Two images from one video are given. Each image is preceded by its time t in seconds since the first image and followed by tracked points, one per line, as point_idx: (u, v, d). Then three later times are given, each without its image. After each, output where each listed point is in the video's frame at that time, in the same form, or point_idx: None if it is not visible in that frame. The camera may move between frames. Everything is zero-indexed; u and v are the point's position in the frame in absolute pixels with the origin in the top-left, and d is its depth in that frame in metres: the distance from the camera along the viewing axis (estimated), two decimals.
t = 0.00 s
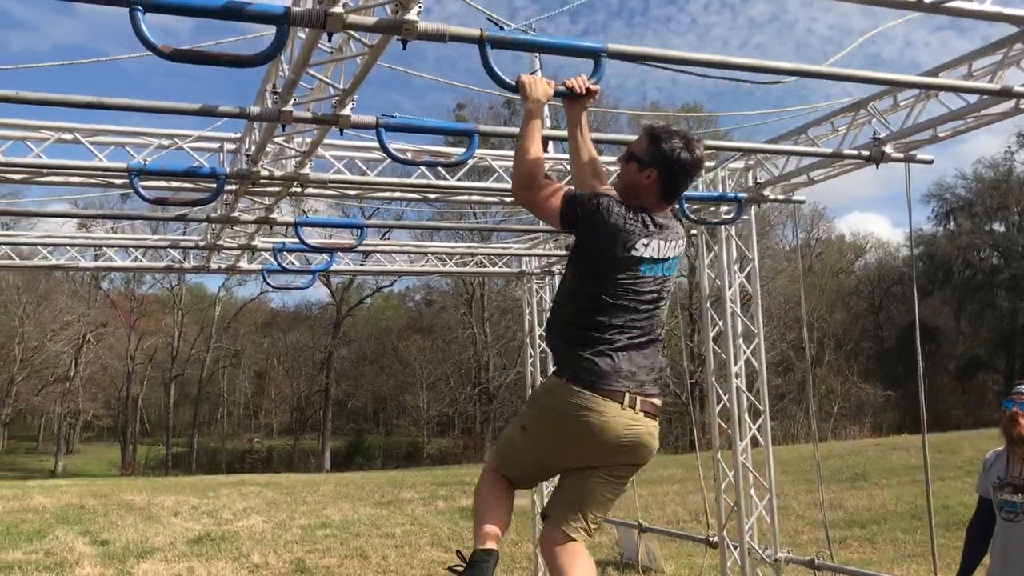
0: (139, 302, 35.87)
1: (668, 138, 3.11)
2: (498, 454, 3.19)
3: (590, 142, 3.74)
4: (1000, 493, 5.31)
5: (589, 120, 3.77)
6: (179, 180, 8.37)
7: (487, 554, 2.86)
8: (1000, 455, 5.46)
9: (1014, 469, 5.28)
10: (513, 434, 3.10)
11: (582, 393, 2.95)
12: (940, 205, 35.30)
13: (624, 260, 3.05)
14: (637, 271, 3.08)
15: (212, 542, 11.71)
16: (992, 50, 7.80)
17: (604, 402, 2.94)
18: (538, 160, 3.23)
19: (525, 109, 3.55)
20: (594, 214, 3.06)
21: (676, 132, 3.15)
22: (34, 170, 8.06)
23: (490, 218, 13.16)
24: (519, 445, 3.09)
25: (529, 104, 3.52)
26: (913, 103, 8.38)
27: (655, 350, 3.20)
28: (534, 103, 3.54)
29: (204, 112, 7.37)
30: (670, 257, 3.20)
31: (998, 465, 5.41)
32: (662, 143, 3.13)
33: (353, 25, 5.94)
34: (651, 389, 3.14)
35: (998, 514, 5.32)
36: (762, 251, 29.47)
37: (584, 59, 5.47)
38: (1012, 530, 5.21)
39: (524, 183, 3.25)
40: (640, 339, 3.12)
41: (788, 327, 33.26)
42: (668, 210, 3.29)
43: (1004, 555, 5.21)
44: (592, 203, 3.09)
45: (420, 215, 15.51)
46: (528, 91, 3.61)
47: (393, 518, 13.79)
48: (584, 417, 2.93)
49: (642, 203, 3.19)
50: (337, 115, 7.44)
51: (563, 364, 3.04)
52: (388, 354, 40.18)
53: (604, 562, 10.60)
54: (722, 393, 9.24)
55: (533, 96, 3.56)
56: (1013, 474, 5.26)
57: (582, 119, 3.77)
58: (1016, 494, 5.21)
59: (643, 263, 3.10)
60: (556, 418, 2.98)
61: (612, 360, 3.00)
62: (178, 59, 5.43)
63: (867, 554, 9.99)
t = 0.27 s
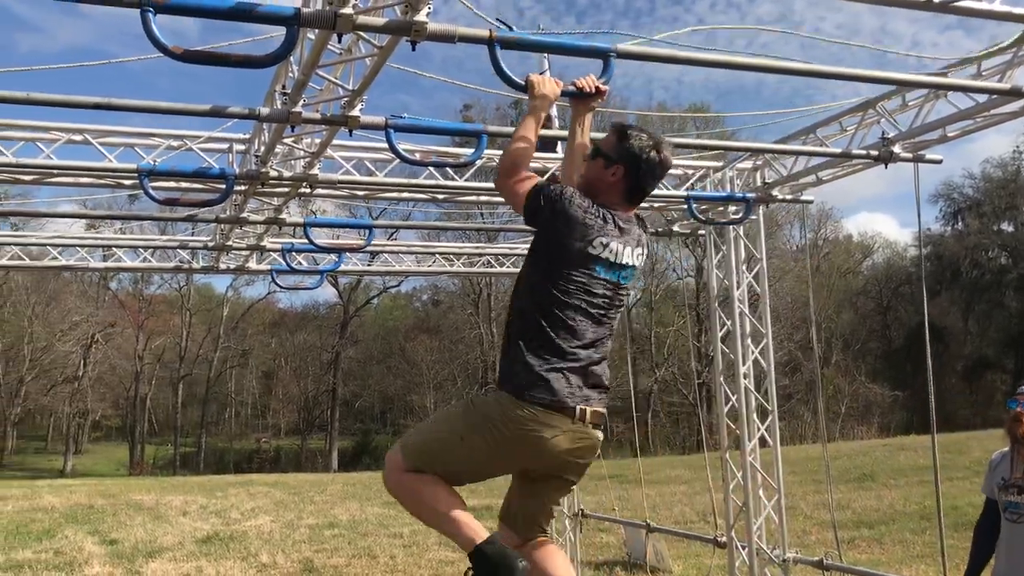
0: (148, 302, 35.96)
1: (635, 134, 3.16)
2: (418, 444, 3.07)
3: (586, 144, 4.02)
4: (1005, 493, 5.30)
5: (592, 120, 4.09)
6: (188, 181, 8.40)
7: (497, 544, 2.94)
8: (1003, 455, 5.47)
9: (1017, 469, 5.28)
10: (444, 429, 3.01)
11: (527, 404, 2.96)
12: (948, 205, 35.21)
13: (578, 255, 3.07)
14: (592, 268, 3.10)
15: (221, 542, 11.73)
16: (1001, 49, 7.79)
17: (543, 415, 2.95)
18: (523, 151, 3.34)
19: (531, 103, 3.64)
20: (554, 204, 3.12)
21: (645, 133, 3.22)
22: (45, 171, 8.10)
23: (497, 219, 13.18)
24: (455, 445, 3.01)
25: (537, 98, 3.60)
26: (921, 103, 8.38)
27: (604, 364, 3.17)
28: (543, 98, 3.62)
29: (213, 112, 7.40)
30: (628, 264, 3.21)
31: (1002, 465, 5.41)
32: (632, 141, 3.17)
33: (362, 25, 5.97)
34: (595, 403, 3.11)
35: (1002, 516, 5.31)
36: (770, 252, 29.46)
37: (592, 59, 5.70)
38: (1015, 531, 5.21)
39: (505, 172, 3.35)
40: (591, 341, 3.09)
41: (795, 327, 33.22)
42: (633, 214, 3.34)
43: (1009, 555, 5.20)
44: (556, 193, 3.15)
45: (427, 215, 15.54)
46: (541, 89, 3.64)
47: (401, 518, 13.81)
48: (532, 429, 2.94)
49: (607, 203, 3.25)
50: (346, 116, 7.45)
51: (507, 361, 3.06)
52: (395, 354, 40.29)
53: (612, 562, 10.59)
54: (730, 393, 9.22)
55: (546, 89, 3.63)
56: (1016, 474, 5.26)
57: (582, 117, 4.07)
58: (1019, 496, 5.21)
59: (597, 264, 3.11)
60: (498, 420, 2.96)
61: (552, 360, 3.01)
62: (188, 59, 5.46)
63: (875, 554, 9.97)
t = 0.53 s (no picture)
0: (156, 302, 35.99)
1: (620, 131, 3.22)
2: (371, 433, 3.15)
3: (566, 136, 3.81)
4: (1011, 494, 5.30)
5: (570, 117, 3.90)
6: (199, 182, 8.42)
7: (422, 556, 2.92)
8: (1008, 457, 5.45)
9: None
10: (397, 418, 3.12)
11: (483, 399, 3.03)
12: (958, 205, 35.02)
13: (558, 254, 3.10)
14: (572, 266, 3.14)
15: (230, 542, 11.77)
16: (1013, 49, 7.77)
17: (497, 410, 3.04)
18: (497, 149, 3.31)
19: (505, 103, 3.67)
20: (538, 199, 3.12)
21: (629, 130, 3.26)
22: (57, 172, 8.13)
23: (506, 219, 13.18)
24: (410, 432, 3.10)
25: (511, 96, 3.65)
26: (931, 103, 8.36)
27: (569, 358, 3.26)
28: (515, 95, 3.65)
29: (224, 114, 7.41)
30: (607, 262, 3.26)
31: (1008, 466, 5.40)
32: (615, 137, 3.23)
33: (373, 27, 5.98)
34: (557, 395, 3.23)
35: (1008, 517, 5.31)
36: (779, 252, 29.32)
37: (573, 57, 5.92)
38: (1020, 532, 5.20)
39: (480, 172, 3.29)
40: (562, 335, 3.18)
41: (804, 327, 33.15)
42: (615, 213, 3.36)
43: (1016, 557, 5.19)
44: (535, 188, 3.14)
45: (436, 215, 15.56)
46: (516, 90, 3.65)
47: (409, 519, 13.80)
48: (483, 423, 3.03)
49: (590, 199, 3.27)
50: (356, 117, 7.47)
51: (473, 349, 3.11)
52: (403, 354, 40.27)
53: (622, 563, 10.58)
54: (740, 394, 9.21)
55: (519, 87, 3.66)
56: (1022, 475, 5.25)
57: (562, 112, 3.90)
58: None
59: (578, 262, 3.15)
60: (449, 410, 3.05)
61: (520, 353, 3.08)
62: (200, 61, 5.48)
63: (886, 556, 9.93)
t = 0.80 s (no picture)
0: (166, 303, 36.10)
1: (614, 155, 3.21)
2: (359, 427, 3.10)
3: (574, 140, 4.04)
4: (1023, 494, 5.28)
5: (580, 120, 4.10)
6: (211, 183, 8.44)
7: (396, 558, 2.92)
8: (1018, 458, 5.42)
9: None
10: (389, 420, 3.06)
11: (477, 421, 3.01)
12: (968, 205, 34.91)
13: (548, 275, 3.07)
14: (561, 288, 3.10)
15: (240, 542, 11.80)
16: None
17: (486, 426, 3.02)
18: (498, 155, 3.47)
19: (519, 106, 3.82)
20: (530, 218, 3.10)
21: (624, 154, 3.25)
22: (69, 173, 8.16)
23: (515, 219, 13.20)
24: (398, 436, 3.06)
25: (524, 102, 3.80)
26: (944, 102, 8.34)
27: (559, 380, 3.22)
28: (525, 100, 3.83)
29: (236, 115, 7.43)
30: (597, 285, 3.22)
31: (1018, 466, 5.39)
32: (608, 160, 3.23)
33: (386, 28, 5.98)
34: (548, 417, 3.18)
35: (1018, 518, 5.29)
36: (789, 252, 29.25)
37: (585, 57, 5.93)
38: None
39: (482, 177, 3.45)
40: (549, 358, 3.13)
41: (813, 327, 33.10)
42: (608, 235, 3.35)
43: None
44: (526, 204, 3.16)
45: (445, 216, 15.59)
46: (528, 94, 3.84)
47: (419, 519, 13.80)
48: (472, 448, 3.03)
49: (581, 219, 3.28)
50: (367, 118, 7.47)
51: (463, 365, 3.09)
52: (412, 355, 40.29)
53: (632, 563, 10.58)
54: (751, 394, 9.21)
55: (529, 92, 3.85)
56: None
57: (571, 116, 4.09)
58: None
59: (567, 284, 3.11)
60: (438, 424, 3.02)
61: (508, 373, 3.04)
62: (214, 62, 5.49)
63: (898, 557, 9.89)
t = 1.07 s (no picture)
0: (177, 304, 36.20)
1: (620, 149, 3.14)
2: (385, 473, 3.07)
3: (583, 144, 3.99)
4: None
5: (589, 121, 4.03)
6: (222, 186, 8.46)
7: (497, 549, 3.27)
8: None
9: None
10: (420, 454, 3.08)
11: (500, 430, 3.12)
12: (981, 204, 34.68)
13: (554, 273, 3.12)
14: (567, 285, 3.15)
15: (252, 543, 11.84)
16: None
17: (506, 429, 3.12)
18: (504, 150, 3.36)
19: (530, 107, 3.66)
20: (536, 214, 3.12)
21: (630, 149, 3.19)
22: (81, 176, 8.19)
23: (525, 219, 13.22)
24: (430, 467, 3.11)
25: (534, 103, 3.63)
26: (957, 102, 8.29)
27: (566, 374, 3.29)
28: (537, 103, 3.64)
29: (248, 118, 7.44)
30: (602, 279, 3.26)
31: None
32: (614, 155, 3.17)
33: (398, 31, 5.97)
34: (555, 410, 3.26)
35: None
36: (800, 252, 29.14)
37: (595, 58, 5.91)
38: None
39: (490, 172, 3.36)
40: (556, 353, 3.20)
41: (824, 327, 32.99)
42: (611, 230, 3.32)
43: None
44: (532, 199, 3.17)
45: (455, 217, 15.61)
46: (541, 92, 3.69)
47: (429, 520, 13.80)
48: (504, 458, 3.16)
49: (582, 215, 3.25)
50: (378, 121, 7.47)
51: (475, 362, 3.16)
52: (422, 355, 40.29)
53: (643, 564, 10.57)
54: (762, 395, 9.18)
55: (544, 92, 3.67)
56: None
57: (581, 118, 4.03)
58: None
59: (573, 280, 3.15)
60: (466, 439, 3.11)
61: (517, 369, 3.12)
62: (227, 66, 5.49)
63: (909, 559, 9.86)
